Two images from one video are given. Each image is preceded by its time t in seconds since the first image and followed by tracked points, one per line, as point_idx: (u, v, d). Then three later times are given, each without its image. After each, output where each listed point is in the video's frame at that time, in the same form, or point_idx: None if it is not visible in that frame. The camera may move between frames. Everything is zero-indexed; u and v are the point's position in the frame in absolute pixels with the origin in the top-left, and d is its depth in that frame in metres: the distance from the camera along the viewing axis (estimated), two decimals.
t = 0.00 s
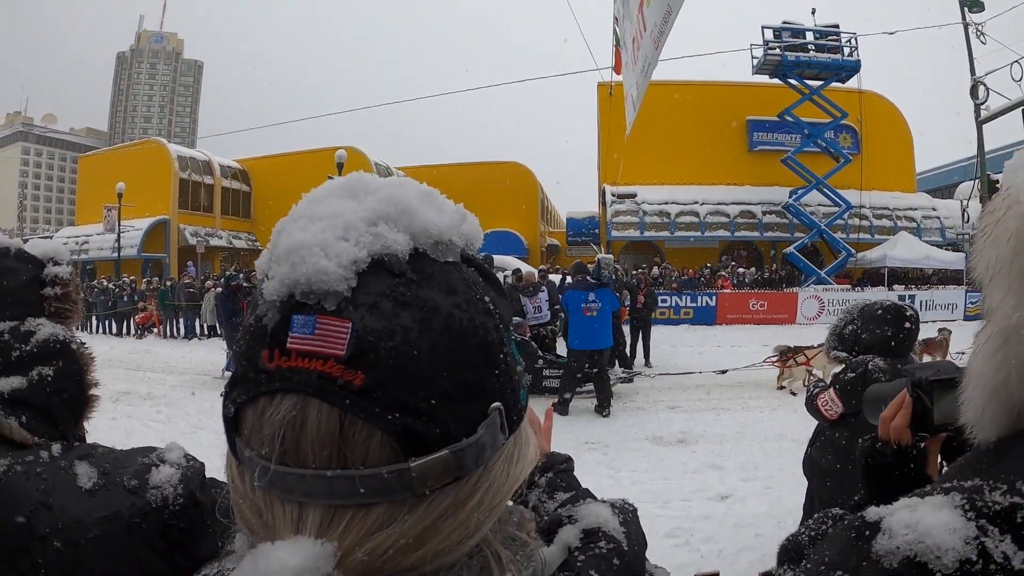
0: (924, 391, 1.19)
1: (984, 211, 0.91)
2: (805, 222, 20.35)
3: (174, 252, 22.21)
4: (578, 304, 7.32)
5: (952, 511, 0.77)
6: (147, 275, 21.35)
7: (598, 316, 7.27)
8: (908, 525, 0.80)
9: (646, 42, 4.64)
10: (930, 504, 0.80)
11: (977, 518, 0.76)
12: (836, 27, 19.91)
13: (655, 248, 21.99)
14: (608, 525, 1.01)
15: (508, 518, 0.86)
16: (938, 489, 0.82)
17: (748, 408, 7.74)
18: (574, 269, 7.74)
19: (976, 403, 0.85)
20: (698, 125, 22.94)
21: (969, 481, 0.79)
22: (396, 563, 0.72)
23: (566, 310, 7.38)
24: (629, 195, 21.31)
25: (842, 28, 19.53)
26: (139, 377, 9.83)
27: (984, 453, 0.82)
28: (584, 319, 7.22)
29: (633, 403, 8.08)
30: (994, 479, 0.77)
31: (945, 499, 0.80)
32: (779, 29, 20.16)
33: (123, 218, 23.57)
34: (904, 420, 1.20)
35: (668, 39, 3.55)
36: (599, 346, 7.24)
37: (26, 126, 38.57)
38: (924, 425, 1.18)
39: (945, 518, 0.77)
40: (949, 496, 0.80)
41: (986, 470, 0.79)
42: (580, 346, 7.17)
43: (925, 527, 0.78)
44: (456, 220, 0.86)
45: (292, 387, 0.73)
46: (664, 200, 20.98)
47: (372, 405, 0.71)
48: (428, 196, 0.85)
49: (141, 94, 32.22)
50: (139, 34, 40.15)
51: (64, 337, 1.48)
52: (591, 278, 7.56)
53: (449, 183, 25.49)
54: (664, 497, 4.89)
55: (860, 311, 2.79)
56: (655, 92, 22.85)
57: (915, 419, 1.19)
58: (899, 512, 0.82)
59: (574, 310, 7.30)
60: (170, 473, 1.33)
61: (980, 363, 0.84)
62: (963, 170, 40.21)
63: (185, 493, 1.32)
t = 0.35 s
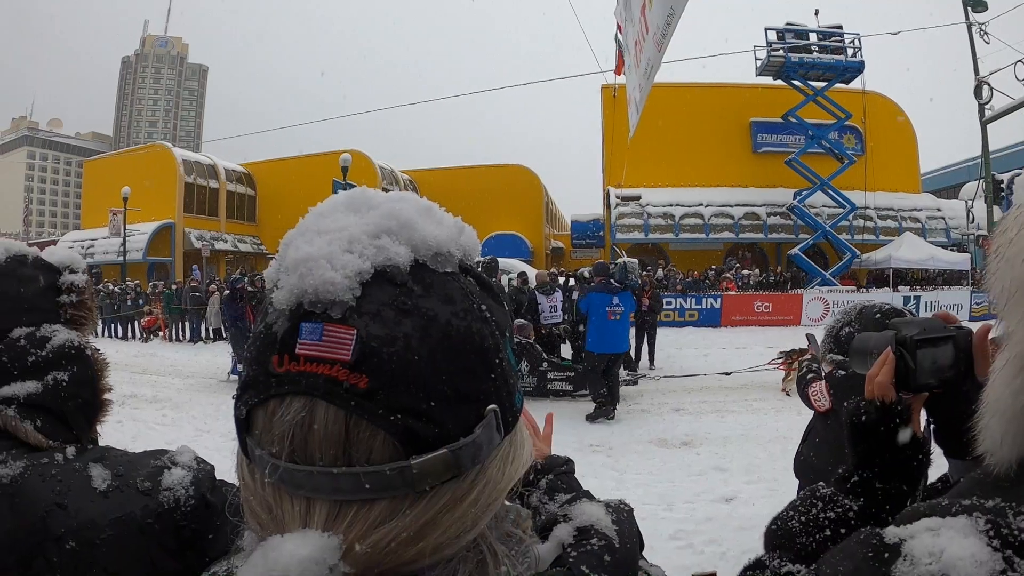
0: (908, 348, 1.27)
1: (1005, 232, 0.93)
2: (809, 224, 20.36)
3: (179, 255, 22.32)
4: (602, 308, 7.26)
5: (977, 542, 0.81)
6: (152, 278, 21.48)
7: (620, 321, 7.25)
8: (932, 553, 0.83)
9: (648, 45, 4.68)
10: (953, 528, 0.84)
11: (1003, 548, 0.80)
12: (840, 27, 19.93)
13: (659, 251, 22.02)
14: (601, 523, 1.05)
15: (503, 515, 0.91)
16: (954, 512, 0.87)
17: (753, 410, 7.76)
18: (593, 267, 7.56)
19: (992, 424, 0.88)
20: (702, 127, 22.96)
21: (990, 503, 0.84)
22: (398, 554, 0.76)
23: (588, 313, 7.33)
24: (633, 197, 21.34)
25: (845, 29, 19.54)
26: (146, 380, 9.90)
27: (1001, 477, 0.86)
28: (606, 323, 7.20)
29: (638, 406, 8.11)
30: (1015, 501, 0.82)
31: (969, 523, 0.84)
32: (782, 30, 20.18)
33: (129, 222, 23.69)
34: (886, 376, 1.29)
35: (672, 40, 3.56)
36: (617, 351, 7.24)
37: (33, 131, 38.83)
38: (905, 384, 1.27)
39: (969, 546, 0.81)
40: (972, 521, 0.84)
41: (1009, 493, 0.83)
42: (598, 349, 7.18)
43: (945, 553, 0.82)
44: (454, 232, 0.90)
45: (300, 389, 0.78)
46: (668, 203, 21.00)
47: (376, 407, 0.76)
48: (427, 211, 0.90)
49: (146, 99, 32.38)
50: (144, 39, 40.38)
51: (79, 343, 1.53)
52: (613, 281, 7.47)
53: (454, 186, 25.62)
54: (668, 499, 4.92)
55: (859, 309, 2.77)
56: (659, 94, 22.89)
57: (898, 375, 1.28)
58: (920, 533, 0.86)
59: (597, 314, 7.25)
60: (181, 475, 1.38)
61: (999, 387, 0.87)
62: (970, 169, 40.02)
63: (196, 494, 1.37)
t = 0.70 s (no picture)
0: (910, 356, 1.37)
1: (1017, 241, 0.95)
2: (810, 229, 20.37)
3: (180, 260, 22.35)
4: (618, 313, 7.34)
5: (987, 555, 0.83)
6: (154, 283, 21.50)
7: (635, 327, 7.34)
8: (942, 566, 0.85)
9: (646, 51, 4.71)
10: (965, 540, 0.85)
11: (1014, 561, 0.81)
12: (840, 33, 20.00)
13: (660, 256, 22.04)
14: (600, 531, 1.06)
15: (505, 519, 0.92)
16: (961, 522, 0.89)
17: (753, 415, 7.77)
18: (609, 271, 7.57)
19: (1002, 434, 0.90)
20: (702, 132, 23.02)
21: (998, 514, 0.86)
22: (404, 548, 0.77)
23: (603, 318, 7.39)
24: (634, 203, 21.37)
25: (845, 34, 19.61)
26: (147, 386, 9.91)
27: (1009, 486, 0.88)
28: (622, 329, 7.24)
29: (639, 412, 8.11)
30: (1023, 512, 0.84)
31: (978, 535, 0.85)
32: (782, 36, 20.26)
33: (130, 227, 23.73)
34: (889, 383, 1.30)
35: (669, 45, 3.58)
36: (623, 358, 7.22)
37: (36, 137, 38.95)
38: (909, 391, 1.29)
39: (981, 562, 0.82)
40: (979, 533, 0.86)
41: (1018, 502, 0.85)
42: (610, 355, 7.19)
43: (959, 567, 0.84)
44: (461, 242, 0.92)
45: (311, 386, 0.78)
46: (668, 209, 21.03)
47: (384, 402, 0.77)
48: (436, 222, 0.91)
49: (149, 104, 32.51)
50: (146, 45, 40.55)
51: (86, 351, 1.54)
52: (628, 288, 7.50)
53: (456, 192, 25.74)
54: (669, 505, 4.92)
55: (847, 316, 2.75)
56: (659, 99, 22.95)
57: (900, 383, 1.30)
58: (930, 547, 0.88)
59: (614, 319, 7.32)
60: (187, 482, 1.39)
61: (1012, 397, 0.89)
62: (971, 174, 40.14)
63: (201, 501, 1.38)
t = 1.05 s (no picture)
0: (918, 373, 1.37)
1: None
2: (803, 238, 20.49)
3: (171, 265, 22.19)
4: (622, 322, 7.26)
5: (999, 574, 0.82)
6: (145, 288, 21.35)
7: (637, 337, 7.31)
8: None
9: (635, 60, 4.71)
10: (977, 560, 0.85)
11: None
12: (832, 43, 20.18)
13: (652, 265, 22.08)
14: (619, 554, 1.04)
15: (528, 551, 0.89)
16: (975, 542, 0.89)
17: (746, 424, 7.76)
18: (613, 279, 7.55)
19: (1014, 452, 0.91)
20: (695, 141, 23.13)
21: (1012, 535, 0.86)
22: None
23: (606, 326, 7.28)
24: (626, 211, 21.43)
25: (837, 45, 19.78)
26: (137, 392, 9.81)
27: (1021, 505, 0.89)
28: (625, 338, 7.17)
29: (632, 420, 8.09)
30: None
31: (991, 555, 0.85)
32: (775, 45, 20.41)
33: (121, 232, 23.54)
34: (897, 399, 1.27)
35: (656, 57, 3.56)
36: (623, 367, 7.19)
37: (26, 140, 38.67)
38: (915, 408, 1.28)
39: None
40: (992, 552, 0.86)
41: None
42: (610, 364, 7.13)
43: None
44: (484, 269, 0.90)
45: (336, 422, 0.76)
46: (661, 217, 21.11)
47: (412, 440, 0.74)
48: (458, 249, 0.89)
49: (141, 108, 32.36)
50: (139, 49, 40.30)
51: (85, 368, 1.50)
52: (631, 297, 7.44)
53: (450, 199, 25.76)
54: (664, 515, 4.90)
55: (833, 326, 2.68)
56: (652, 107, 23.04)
57: (907, 398, 1.29)
58: (946, 568, 0.87)
59: (617, 328, 7.23)
60: (191, 505, 1.35)
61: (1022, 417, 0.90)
62: (960, 183, 40.47)
63: (207, 525, 1.34)
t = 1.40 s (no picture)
0: (924, 405, 1.32)
1: None
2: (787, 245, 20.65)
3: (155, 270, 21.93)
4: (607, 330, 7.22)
5: None
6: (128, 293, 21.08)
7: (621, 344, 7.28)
8: None
9: (615, 68, 4.71)
10: None
11: None
12: (817, 52, 20.41)
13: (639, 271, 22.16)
14: None
15: None
16: None
17: (733, 432, 7.78)
18: (598, 287, 7.45)
19: None
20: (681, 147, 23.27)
21: None
22: None
23: (592, 335, 7.21)
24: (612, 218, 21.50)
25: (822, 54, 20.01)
26: (118, 399, 9.66)
27: None
28: (609, 346, 7.14)
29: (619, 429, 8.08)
30: None
31: None
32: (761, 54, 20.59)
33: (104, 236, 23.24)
34: (902, 433, 1.28)
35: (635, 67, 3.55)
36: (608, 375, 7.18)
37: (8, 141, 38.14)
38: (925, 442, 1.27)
39: None
40: None
41: None
42: (595, 371, 7.09)
43: None
44: (490, 324, 0.87)
45: (337, 508, 0.74)
46: (647, 223, 21.20)
47: (422, 528, 0.73)
48: (464, 303, 0.86)
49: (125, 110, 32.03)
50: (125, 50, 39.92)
51: (69, 406, 1.47)
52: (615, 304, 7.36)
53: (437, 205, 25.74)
54: (652, 525, 4.89)
55: (820, 338, 2.63)
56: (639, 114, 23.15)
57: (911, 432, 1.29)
58: None
59: (602, 335, 7.19)
60: (182, 551, 1.33)
61: None
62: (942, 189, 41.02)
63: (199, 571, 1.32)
